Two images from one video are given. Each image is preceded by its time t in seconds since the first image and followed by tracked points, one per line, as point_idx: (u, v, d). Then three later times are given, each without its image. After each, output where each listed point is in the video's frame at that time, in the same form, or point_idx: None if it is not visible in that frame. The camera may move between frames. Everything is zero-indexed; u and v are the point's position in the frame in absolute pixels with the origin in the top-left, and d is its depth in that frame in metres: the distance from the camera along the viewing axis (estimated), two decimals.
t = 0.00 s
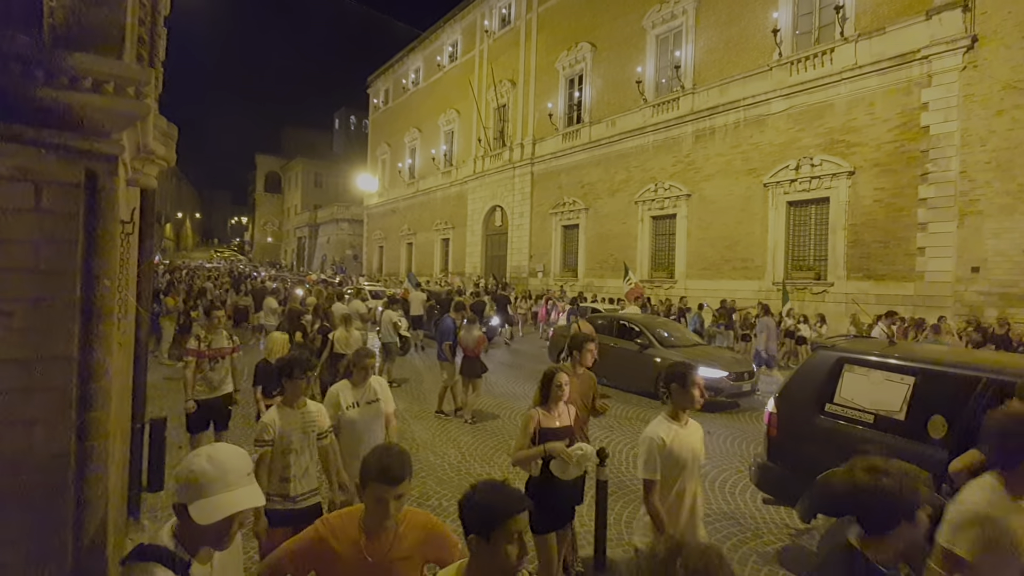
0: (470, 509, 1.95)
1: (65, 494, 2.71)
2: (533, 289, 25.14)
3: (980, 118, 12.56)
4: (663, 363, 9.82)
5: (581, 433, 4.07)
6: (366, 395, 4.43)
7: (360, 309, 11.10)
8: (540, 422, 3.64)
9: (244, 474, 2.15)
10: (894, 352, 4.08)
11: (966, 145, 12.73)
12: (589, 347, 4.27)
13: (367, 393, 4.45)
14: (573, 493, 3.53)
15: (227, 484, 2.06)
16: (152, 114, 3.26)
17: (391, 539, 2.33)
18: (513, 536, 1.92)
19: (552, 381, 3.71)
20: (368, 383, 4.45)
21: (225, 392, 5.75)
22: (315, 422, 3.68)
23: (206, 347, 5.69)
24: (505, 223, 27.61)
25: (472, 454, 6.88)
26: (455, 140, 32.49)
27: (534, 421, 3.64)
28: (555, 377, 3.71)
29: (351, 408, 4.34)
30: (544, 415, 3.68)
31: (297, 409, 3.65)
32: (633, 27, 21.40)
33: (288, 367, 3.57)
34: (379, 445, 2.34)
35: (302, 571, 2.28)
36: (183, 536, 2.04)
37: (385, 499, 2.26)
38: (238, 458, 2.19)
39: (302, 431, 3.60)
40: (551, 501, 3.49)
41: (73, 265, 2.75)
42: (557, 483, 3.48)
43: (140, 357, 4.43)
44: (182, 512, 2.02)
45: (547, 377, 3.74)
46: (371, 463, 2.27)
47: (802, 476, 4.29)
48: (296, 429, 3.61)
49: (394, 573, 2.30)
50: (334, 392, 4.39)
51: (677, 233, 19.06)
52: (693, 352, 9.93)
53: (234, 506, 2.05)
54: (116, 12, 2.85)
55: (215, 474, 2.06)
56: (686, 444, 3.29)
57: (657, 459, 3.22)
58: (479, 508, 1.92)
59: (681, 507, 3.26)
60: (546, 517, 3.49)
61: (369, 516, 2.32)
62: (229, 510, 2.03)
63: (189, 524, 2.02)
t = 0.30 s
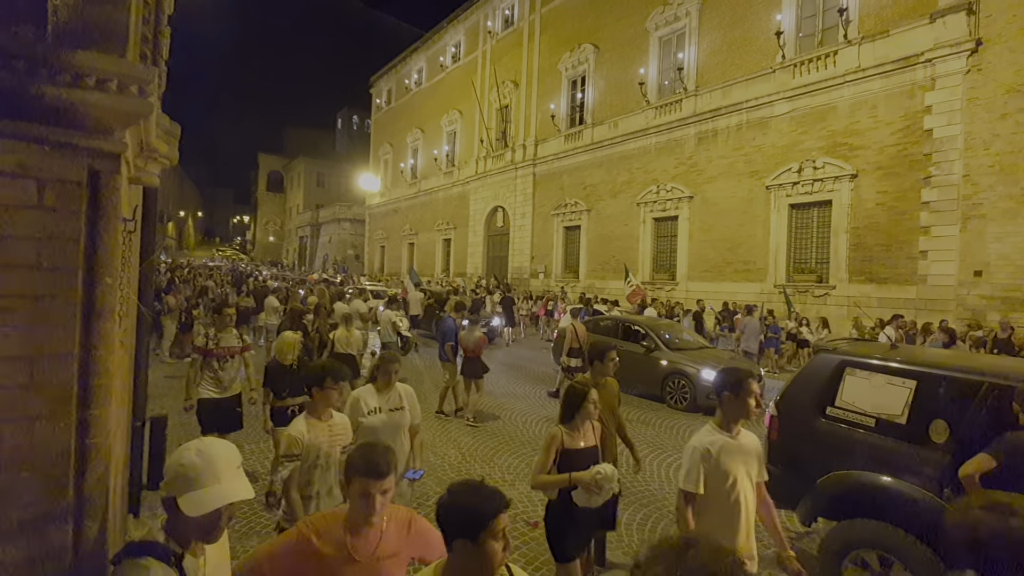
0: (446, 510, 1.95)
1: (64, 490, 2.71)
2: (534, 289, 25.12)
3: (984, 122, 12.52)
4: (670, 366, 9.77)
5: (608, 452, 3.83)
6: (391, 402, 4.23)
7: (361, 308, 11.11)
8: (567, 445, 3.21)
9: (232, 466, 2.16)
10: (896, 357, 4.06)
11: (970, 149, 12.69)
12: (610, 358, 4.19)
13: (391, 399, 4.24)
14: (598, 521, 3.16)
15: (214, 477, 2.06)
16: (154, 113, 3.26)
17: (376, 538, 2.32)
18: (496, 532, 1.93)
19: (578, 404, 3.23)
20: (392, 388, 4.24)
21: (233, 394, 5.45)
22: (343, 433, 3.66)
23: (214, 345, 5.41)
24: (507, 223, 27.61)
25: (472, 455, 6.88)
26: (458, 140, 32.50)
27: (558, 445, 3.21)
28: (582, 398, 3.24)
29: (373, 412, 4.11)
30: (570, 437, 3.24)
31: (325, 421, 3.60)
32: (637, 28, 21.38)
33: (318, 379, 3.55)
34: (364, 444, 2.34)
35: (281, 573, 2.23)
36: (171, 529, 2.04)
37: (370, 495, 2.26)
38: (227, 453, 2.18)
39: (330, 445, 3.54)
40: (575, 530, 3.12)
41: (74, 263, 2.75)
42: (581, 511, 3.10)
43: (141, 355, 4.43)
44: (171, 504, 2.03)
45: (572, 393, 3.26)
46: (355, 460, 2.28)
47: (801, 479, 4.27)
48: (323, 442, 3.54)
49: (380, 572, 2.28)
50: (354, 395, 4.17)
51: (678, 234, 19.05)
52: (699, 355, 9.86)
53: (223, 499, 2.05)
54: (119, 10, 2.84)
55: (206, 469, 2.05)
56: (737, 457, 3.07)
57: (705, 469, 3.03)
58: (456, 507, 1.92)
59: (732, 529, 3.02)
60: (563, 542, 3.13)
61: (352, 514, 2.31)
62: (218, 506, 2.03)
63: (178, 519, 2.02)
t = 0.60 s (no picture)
0: (435, 514, 1.95)
1: (65, 486, 2.71)
2: (534, 290, 25.13)
3: (985, 126, 12.51)
4: (678, 369, 9.68)
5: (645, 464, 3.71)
6: (409, 414, 4.04)
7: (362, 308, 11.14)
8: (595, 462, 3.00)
9: (242, 466, 2.15)
10: (897, 360, 4.05)
11: (971, 153, 12.68)
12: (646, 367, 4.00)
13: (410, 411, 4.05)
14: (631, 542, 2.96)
15: (229, 483, 2.06)
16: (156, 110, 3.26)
17: (353, 537, 2.31)
18: (487, 535, 1.94)
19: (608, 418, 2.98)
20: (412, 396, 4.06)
21: (241, 401, 5.38)
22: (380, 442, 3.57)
23: (220, 353, 5.26)
24: (508, 224, 27.61)
25: (472, 454, 6.90)
26: (459, 140, 32.50)
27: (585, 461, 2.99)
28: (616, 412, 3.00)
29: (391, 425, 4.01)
30: (596, 454, 3.02)
31: (361, 430, 3.52)
32: (639, 30, 21.38)
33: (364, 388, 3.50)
34: (349, 439, 2.34)
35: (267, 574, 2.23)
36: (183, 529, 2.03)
37: (351, 494, 2.25)
38: (233, 451, 2.17)
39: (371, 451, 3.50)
40: (611, 565, 2.87)
41: (75, 260, 2.75)
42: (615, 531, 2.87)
43: (142, 352, 4.43)
44: (183, 508, 2.03)
45: (603, 407, 3.00)
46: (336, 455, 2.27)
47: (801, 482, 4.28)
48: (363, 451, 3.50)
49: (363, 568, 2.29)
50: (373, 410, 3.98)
51: (679, 236, 19.05)
52: (707, 358, 9.78)
53: (238, 507, 2.05)
54: (123, 8, 2.85)
55: (216, 471, 2.04)
56: (801, 489, 2.79)
57: (766, 504, 2.72)
58: (448, 507, 1.92)
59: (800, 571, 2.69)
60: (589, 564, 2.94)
61: (330, 513, 2.30)
62: (230, 510, 2.01)
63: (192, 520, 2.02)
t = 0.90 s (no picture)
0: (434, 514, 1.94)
1: (62, 485, 2.69)
2: (534, 291, 25.11)
3: (986, 130, 12.52)
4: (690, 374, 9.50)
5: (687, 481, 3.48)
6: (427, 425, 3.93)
7: (361, 308, 11.17)
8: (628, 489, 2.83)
9: (246, 475, 2.09)
10: (898, 364, 4.04)
11: (972, 157, 12.68)
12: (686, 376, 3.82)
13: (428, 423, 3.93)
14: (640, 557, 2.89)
15: (235, 490, 2.02)
16: (155, 107, 3.26)
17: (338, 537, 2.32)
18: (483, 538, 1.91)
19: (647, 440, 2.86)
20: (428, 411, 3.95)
21: (247, 402, 5.33)
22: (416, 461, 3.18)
23: (223, 354, 5.18)
24: (508, 225, 27.60)
25: (472, 455, 6.87)
26: (460, 141, 32.49)
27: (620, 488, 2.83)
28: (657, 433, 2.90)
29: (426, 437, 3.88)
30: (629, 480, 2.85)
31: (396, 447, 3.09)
32: (640, 32, 21.39)
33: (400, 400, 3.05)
34: (331, 441, 2.33)
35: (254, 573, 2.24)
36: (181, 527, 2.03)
37: (333, 498, 2.24)
38: (235, 454, 2.12)
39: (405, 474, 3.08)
40: None
41: (74, 257, 2.74)
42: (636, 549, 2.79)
43: (140, 351, 4.41)
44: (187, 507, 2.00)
45: (643, 426, 2.89)
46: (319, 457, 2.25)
47: (801, 485, 4.26)
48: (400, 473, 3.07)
49: (344, 571, 2.30)
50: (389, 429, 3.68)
51: (679, 238, 19.04)
52: (718, 362, 9.62)
53: (242, 515, 2.02)
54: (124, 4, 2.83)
55: (223, 479, 1.99)
56: (879, 515, 2.43)
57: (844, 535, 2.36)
58: (447, 509, 1.91)
59: None
60: None
61: (313, 515, 2.28)
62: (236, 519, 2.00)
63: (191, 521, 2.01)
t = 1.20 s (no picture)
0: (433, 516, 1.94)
1: (60, 482, 2.69)
2: (533, 292, 25.11)
3: (986, 134, 12.54)
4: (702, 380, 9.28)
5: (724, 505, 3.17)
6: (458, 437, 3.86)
7: (361, 307, 11.19)
8: (686, 514, 2.80)
9: (239, 460, 2.13)
10: (899, 368, 4.03)
11: (972, 161, 12.70)
12: (721, 387, 3.63)
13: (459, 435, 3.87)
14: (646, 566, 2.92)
15: (224, 473, 2.05)
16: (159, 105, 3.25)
17: (330, 534, 2.32)
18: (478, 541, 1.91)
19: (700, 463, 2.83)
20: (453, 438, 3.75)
21: (251, 410, 5.22)
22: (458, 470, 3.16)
23: (230, 358, 5.10)
24: (508, 225, 27.60)
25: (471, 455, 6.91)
26: (460, 141, 32.49)
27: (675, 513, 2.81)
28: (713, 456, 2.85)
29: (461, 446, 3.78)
30: (685, 504, 2.83)
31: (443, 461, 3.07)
32: (642, 34, 21.40)
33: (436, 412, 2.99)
34: (323, 438, 2.33)
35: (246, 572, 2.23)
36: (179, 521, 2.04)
37: (325, 494, 2.24)
38: (230, 444, 2.16)
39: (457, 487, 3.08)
40: None
41: (75, 255, 2.73)
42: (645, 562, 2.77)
43: (140, 347, 4.41)
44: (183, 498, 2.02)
45: (695, 453, 2.84)
46: (311, 454, 2.25)
47: (799, 488, 4.27)
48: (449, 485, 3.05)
49: (339, 568, 2.30)
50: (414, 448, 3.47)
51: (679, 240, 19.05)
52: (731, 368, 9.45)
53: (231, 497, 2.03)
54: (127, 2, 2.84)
55: (215, 464, 2.03)
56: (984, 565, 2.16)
57: None
58: (447, 511, 1.90)
59: None
60: None
61: (306, 513, 2.29)
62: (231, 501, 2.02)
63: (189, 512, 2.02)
